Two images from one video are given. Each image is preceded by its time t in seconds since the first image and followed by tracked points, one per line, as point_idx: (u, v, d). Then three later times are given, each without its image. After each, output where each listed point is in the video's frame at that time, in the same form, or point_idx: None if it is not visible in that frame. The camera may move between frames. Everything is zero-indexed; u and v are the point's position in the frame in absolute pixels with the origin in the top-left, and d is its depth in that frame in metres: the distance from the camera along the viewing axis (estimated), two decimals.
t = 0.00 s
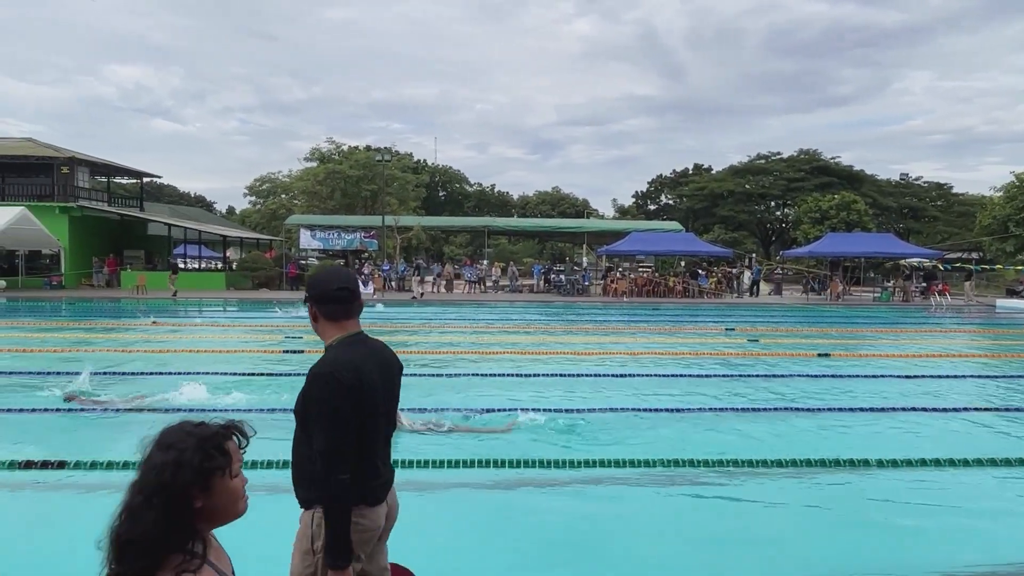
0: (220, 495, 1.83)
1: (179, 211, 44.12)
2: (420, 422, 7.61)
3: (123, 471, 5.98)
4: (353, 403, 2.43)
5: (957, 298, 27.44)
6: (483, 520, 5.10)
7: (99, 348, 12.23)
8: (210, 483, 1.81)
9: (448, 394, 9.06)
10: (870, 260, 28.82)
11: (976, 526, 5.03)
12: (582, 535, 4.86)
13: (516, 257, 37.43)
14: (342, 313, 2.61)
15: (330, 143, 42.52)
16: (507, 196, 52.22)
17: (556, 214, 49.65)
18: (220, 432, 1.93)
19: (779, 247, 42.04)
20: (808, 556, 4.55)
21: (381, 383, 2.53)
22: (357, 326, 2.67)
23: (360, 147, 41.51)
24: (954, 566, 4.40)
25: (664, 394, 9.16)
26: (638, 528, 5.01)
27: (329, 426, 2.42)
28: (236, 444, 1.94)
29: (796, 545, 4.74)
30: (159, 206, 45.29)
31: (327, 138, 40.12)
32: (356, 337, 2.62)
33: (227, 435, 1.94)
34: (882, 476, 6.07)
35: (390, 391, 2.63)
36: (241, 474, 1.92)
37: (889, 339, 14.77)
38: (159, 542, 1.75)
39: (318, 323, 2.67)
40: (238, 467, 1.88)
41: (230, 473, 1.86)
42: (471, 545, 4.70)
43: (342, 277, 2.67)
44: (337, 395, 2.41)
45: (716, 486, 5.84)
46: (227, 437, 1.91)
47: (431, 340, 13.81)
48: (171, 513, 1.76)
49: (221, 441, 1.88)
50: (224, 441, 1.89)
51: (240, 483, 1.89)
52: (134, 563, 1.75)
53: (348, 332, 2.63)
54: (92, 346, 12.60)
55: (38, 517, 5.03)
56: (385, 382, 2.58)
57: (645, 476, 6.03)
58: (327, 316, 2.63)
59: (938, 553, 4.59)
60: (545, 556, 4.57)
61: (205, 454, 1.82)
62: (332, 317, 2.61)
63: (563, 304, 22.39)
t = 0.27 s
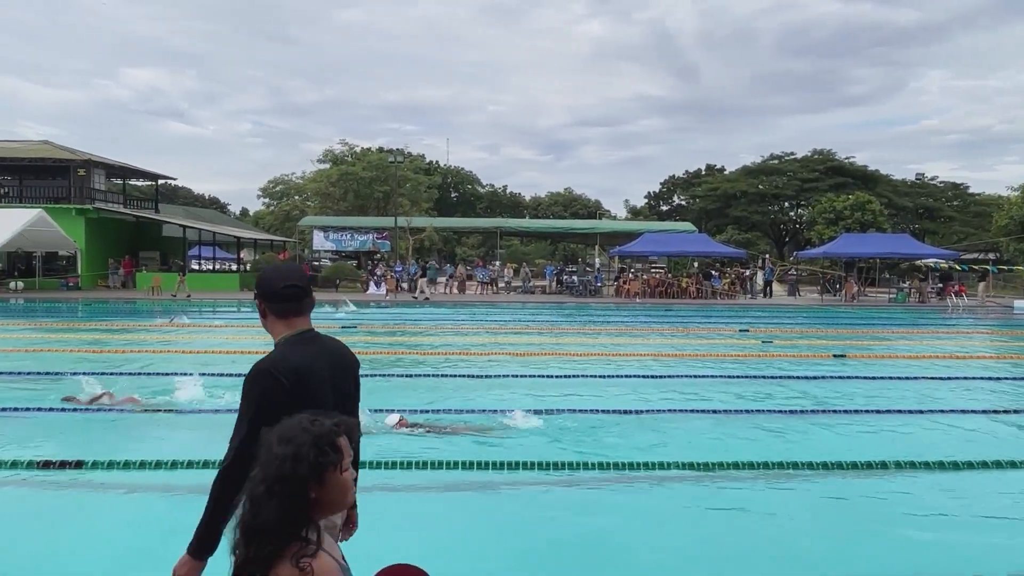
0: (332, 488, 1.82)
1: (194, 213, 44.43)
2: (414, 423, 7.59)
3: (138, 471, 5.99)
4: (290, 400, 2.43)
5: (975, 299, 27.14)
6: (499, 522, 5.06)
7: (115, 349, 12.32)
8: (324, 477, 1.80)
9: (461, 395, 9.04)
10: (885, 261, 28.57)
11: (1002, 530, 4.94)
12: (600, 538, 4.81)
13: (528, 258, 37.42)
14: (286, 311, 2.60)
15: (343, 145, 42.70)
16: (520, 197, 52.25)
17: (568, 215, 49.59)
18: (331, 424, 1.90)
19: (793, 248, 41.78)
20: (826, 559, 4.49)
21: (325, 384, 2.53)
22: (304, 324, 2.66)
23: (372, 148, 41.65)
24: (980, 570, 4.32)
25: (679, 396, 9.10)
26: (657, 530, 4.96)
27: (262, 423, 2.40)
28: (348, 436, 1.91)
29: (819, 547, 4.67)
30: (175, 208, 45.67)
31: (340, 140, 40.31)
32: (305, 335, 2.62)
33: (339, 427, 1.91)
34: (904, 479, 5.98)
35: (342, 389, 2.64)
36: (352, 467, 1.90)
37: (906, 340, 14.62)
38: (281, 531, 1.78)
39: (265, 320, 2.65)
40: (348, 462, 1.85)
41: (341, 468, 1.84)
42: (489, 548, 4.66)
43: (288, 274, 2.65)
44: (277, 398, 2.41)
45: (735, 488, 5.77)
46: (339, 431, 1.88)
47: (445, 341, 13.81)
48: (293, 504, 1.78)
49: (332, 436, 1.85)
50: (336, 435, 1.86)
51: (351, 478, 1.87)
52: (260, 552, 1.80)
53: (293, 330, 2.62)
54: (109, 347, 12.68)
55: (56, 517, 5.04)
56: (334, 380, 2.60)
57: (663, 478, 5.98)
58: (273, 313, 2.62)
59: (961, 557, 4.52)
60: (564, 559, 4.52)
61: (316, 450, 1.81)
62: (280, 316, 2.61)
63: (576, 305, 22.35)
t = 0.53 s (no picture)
0: (429, 477, 1.96)
1: (208, 214, 44.73)
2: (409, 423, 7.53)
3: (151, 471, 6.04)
4: (236, 409, 2.44)
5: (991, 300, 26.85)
6: (510, 522, 5.08)
7: (130, 349, 12.43)
8: (421, 465, 1.95)
9: (474, 397, 9.04)
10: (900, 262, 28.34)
11: (1017, 533, 4.91)
12: (612, 539, 4.81)
13: (540, 259, 37.42)
14: (245, 315, 2.58)
15: (356, 146, 42.85)
16: (531, 198, 52.25)
17: (579, 216, 49.54)
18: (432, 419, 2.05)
19: (806, 248, 41.54)
20: (843, 563, 4.48)
21: (279, 390, 2.53)
22: (266, 329, 2.63)
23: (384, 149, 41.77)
24: None
25: (692, 397, 9.07)
26: (668, 531, 4.96)
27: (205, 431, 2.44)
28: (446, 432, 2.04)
29: (830, 551, 4.66)
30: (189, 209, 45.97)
31: (353, 142, 40.46)
32: (263, 340, 2.60)
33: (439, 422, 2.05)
34: (918, 482, 5.94)
35: (302, 394, 2.61)
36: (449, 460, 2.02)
37: (921, 341, 14.49)
38: (380, 510, 1.93)
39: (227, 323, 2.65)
40: (445, 453, 1.98)
41: (438, 459, 1.97)
42: (501, 549, 4.68)
43: (251, 280, 2.64)
44: (225, 403, 2.43)
45: (747, 490, 5.77)
46: (439, 426, 2.02)
47: (457, 342, 13.84)
48: (393, 487, 1.93)
49: (432, 428, 1.99)
50: (435, 429, 2.00)
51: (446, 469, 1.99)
52: (355, 528, 1.94)
53: (253, 335, 2.60)
54: (124, 347, 12.79)
55: (71, 516, 5.10)
56: (293, 385, 2.58)
57: (674, 479, 5.98)
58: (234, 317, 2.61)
59: (978, 562, 4.50)
60: (576, 560, 4.53)
61: (418, 438, 1.95)
62: (238, 321, 2.58)
63: (588, 306, 22.32)
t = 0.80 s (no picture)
0: (544, 477, 1.90)
1: (224, 216, 45.07)
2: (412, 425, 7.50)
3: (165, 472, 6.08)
4: (186, 403, 2.39)
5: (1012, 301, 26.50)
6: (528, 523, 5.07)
7: (147, 350, 12.54)
8: (535, 465, 1.89)
9: (489, 398, 9.04)
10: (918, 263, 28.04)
11: None
12: (628, 543, 4.79)
13: (554, 260, 37.41)
14: (197, 311, 2.54)
15: (371, 149, 43.06)
16: (545, 199, 52.23)
17: (593, 217, 49.47)
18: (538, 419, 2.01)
19: (823, 249, 41.23)
20: (862, 566, 4.43)
21: (230, 385, 2.49)
22: (218, 327, 2.59)
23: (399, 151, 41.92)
24: None
25: (708, 400, 9.01)
26: (686, 534, 4.92)
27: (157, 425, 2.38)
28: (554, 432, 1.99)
29: (851, 555, 4.60)
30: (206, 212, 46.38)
31: (367, 143, 40.66)
32: (216, 335, 2.56)
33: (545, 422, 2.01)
34: (940, 486, 5.86)
35: (253, 391, 2.57)
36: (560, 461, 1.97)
37: (941, 343, 14.32)
38: (495, 510, 1.88)
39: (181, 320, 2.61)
40: (556, 455, 1.93)
41: (550, 460, 1.91)
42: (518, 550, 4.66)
43: (206, 277, 2.61)
44: (174, 398, 2.38)
45: (765, 493, 5.72)
46: (547, 426, 1.96)
47: (472, 344, 13.84)
48: (505, 487, 1.89)
49: (541, 428, 1.94)
50: (544, 430, 1.95)
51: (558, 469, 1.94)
52: (473, 530, 1.91)
53: (204, 332, 2.55)
54: (142, 348, 12.91)
55: (90, 515, 5.15)
56: (242, 382, 2.53)
57: (690, 482, 5.94)
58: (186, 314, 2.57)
59: (1000, 566, 4.44)
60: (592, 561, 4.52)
61: (525, 440, 1.91)
62: (190, 317, 2.54)
63: (603, 308, 22.29)
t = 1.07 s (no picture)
0: (669, 485, 1.90)
1: (241, 218, 45.40)
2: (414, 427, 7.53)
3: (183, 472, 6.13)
4: (155, 398, 2.35)
5: None
6: (542, 526, 5.06)
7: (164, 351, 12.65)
8: (662, 474, 1.89)
9: (504, 399, 9.04)
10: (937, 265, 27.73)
11: None
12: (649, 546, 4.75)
13: (569, 262, 37.37)
14: (157, 310, 2.53)
15: (386, 151, 43.21)
16: (560, 201, 52.17)
17: (608, 218, 49.35)
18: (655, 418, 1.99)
19: (840, 250, 40.89)
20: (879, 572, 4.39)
21: (193, 381, 2.48)
22: (175, 326, 2.58)
23: (414, 153, 42.05)
24: None
25: (726, 402, 8.95)
26: (705, 537, 4.89)
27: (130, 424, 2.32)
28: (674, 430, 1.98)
29: (876, 562, 4.54)
30: (223, 213, 46.71)
31: (383, 146, 40.82)
32: (174, 334, 2.55)
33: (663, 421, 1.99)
34: (965, 491, 5.79)
35: (211, 389, 2.57)
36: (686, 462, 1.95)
37: (961, 346, 14.15)
38: (628, 523, 1.89)
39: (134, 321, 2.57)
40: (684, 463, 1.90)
41: (677, 469, 1.89)
42: (537, 552, 4.65)
43: (161, 276, 2.60)
44: (145, 394, 2.33)
45: (784, 497, 5.67)
46: (668, 430, 1.94)
47: (487, 345, 13.85)
48: (638, 497, 1.89)
49: (662, 436, 1.92)
50: (667, 436, 1.92)
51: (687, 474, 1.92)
52: (610, 542, 1.90)
53: (163, 331, 2.54)
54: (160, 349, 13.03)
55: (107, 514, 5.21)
56: (203, 378, 2.53)
57: (710, 485, 5.90)
58: (141, 314, 2.54)
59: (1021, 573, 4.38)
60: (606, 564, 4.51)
61: (648, 452, 1.89)
62: (146, 317, 2.53)
63: (618, 309, 22.23)
